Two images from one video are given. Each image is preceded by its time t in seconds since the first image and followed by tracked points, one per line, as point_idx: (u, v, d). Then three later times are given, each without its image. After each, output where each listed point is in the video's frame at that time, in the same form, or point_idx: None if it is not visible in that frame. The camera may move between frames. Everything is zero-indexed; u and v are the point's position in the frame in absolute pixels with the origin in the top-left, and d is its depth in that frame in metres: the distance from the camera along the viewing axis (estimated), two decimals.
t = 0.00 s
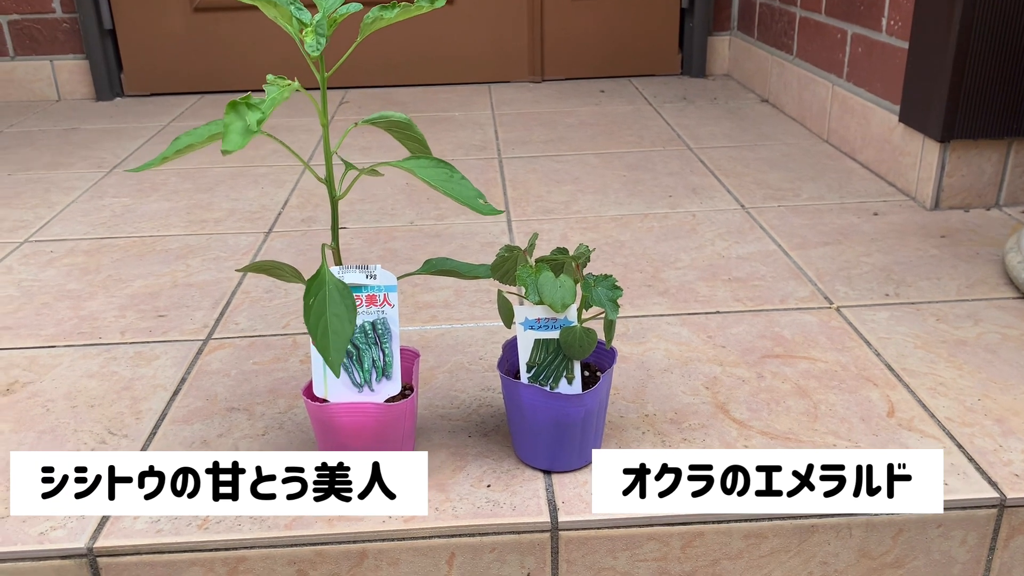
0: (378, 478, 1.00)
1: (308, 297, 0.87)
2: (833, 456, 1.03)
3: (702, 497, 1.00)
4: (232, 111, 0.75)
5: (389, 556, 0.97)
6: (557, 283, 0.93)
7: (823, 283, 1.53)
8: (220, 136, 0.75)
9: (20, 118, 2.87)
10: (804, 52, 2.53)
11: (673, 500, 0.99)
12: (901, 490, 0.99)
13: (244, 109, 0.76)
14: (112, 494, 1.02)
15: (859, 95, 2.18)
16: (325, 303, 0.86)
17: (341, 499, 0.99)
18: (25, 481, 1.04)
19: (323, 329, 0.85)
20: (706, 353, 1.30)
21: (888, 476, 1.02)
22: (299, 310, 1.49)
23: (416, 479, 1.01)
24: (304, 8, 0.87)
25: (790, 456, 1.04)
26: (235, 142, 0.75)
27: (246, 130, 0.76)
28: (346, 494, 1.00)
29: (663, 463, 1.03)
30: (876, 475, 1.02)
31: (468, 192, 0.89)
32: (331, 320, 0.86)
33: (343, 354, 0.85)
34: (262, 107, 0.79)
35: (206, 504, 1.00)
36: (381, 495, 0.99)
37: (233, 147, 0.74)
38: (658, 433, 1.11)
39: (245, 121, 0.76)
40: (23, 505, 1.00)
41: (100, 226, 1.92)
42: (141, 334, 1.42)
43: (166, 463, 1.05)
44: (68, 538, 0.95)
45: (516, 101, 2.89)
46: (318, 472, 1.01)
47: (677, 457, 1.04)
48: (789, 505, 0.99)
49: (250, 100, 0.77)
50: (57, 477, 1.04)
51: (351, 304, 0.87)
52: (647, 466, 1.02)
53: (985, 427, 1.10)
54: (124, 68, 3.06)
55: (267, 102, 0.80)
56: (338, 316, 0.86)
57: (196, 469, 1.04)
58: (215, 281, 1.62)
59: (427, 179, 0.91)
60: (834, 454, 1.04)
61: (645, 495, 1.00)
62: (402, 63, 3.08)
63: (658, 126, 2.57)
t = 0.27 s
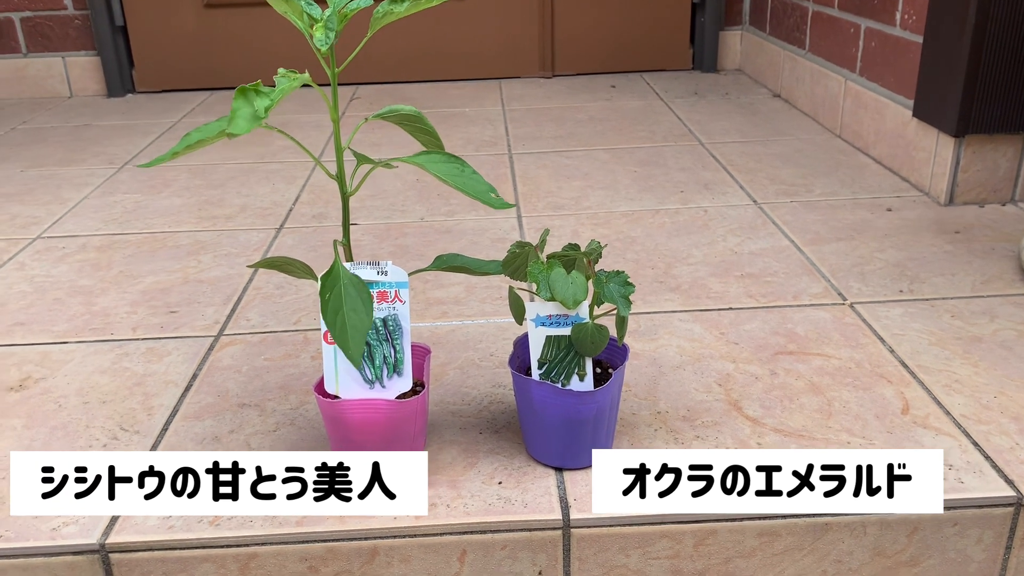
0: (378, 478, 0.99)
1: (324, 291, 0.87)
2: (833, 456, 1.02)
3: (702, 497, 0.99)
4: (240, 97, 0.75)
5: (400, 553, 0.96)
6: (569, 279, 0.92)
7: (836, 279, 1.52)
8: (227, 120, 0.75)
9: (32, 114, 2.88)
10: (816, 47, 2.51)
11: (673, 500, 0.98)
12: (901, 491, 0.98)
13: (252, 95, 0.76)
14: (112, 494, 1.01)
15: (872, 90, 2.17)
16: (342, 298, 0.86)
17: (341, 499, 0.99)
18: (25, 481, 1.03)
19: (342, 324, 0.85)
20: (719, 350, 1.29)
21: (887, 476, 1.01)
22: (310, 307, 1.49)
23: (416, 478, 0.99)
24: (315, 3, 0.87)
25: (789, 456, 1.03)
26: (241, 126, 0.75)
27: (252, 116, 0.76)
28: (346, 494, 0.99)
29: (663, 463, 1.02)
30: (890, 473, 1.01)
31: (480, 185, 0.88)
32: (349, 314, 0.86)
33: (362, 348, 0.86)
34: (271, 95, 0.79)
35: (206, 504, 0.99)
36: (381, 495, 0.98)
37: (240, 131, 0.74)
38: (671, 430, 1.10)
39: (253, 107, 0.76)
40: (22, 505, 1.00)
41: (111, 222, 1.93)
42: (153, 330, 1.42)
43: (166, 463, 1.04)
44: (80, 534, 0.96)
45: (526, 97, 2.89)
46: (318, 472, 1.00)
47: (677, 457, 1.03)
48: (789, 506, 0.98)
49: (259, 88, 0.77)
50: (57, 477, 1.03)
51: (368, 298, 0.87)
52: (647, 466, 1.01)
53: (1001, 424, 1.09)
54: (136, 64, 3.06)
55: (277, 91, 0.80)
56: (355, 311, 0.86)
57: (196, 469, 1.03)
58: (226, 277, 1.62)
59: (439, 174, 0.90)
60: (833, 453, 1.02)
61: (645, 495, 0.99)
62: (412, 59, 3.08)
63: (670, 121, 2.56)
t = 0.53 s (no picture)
0: (378, 478, 0.99)
1: (325, 290, 0.87)
2: (833, 456, 1.01)
3: (701, 496, 0.98)
4: (242, 109, 0.75)
5: (401, 550, 0.97)
6: (568, 276, 0.92)
7: (840, 275, 1.51)
8: (231, 134, 0.74)
9: (39, 114, 2.89)
10: (822, 42, 2.50)
11: (673, 500, 0.98)
12: (901, 491, 0.98)
13: (254, 106, 0.76)
14: (112, 494, 1.01)
15: (877, 85, 2.16)
16: (344, 297, 0.86)
17: (341, 499, 0.99)
18: (25, 481, 1.04)
19: (345, 322, 0.86)
20: (721, 347, 1.29)
21: (888, 476, 1.00)
22: (313, 304, 1.49)
23: (416, 477, 0.99)
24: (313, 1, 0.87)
25: (789, 455, 1.02)
26: (246, 139, 0.74)
27: (257, 126, 0.76)
28: (346, 494, 0.99)
29: (663, 462, 1.02)
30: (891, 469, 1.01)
31: (478, 184, 0.88)
32: (352, 312, 0.86)
33: (367, 344, 0.86)
34: (272, 103, 0.79)
35: (206, 504, 0.99)
36: (381, 495, 0.98)
37: (245, 144, 0.73)
38: (672, 427, 1.10)
39: (256, 117, 0.76)
40: (22, 505, 1.00)
41: (116, 221, 1.93)
42: (157, 329, 1.43)
43: (165, 463, 1.05)
44: (83, 531, 0.96)
45: (531, 94, 2.88)
46: (318, 472, 1.00)
47: (677, 457, 1.02)
48: (789, 506, 0.98)
49: (260, 98, 0.77)
50: (57, 477, 1.04)
51: (369, 294, 0.87)
52: (647, 466, 1.01)
53: (1004, 421, 1.08)
54: (142, 64, 3.07)
55: (278, 96, 0.81)
56: (358, 308, 0.86)
57: (196, 469, 1.04)
58: (230, 275, 1.63)
59: (437, 172, 0.90)
60: (834, 453, 1.02)
61: (644, 494, 0.98)
62: (417, 56, 3.08)
63: (674, 118, 2.56)
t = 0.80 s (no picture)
0: (378, 477, 0.99)
1: (322, 288, 0.87)
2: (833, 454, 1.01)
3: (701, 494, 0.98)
4: (243, 107, 0.76)
5: (401, 548, 0.97)
6: (567, 275, 0.92)
7: (842, 272, 1.51)
8: (232, 132, 0.75)
9: (45, 115, 2.91)
10: (825, 39, 2.49)
11: (673, 500, 0.98)
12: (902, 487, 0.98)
13: (255, 104, 0.77)
14: (114, 494, 1.02)
15: (881, 82, 2.15)
16: (340, 295, 0.86)
17: (341, 498, 0.99)
18: (29, 481, 1.04)
19: (340, 320, 0.86)
20: (723, 345, 1.29)
21: (888, 476, 1.00)
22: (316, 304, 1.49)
23: (416, 478, 1.00)
24: (312, 1, 0.87)
25: (789, 455, 1.02)
26: (248, 137, 0.75)
27: (257, 125, 0.76)
28: (347, 493, 0.99)
29: (664, 462, 1.01)
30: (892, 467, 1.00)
31: (477, 182, 0.89)
32: (347, 310, 0.86)
33: (361, 343, 0.86)
34: (273, 101, 0.79)
35: (206, 504, 1.00)
36: (381, 494, 0.99)
37: (246, 142, 0.74)
38: (673, 425, 1.10)
39: (257, 116, 0.76)
40: (23, 505, 1.01)
41: (121, 221, 1.94)
42: (160, 328, 1.43)
43: (165, 463, 1.05)
44: (85, 530, 0.97)
45: (534, 92, 2.88)
46: (319, 472, 1.01)
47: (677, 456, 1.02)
48: (788, 506, 0.98)
49: (261, 95, 0.78)
50: (57, 477, 1.05)
51: (365, 293, 0.87)
52: (647, 466, 1.01)
53: (1006, 417, 1.08)
54: (146, 64, 3.08)
55: (279, 95, 0.81)
56: (354, 307, 0.87)
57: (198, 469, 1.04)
58: (233, 275, 1.63)
59: (435, 172, 0.91)
60: (833, 453, 1.01)
61: (645, 493, 0.98)
62: (420, 56, 3.08)
63: (678, 115, 2.55)
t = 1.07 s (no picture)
0: (378, 478, 0.99)
1: (320, 291, 0.87)
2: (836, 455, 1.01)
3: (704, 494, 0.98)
4: (244, 104, 0.75)
5: (404, 549, 0.97)
6: (570, 274, 0.92)
7: (846, 272, 1.50)
8: (233, 128, 0.75)
9: (48, 116, 2.91)
10: (829, 38, 2.49)
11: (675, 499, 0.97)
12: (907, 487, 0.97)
13: (256, 101, 0.76)
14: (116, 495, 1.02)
15: (885, 80, 2.14)
16: (338, 297, 0.86)
17: (343, 499, 0.99)
18: (31, 482, 1.04)
19: (337, 322, 0.85)
20: (726, 344, 1.28)
21: (888, 476, 0.99)
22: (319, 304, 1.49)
23: (416, 478, 0.99)
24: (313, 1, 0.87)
25: (790, 455, 1.01)
26: (248, 134, 0.75)
27: (259, 122, 0.76)
28: (347, 494, 0.99)
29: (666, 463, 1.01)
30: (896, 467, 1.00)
31: (478, 181, 0.88)
32: (344, 313, 0.86)
33: (358, 345, 0.86)
34: (274, 98, 0.78)
35: (208, 504, 1.00)
36: (382, 495, 0.98)
37: (246, 138, 0.74)
38: (677, 425, 1.10)
39: (258, 113, 0.76)
40: (27, 506, 1.01)
41: (124, 222, 1.94)
42: (163, 329, 1.43)
43: (166, 463, 1.05)
44: (87, 531, 0.97)
45: (537, 92, 2.88)
46: (319, 472, 1.01)
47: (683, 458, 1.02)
48: (789, 506, 0.97)
49: (263, 93, 0.77)
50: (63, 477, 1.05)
51: (364, 296, 0.87)
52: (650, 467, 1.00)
53: (1011, 417, 1.08)
54: (149, 65, 3.09)
55: (279, 92, 0.80)
56: (352, 309, 0.86)
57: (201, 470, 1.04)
58: (236, 275, 1.63)
59: (436, 171, 0.90)
60: (834, 453, 1.01)
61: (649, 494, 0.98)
62: (422, 55, 3.08)
63: (681, 114, 2.55)
